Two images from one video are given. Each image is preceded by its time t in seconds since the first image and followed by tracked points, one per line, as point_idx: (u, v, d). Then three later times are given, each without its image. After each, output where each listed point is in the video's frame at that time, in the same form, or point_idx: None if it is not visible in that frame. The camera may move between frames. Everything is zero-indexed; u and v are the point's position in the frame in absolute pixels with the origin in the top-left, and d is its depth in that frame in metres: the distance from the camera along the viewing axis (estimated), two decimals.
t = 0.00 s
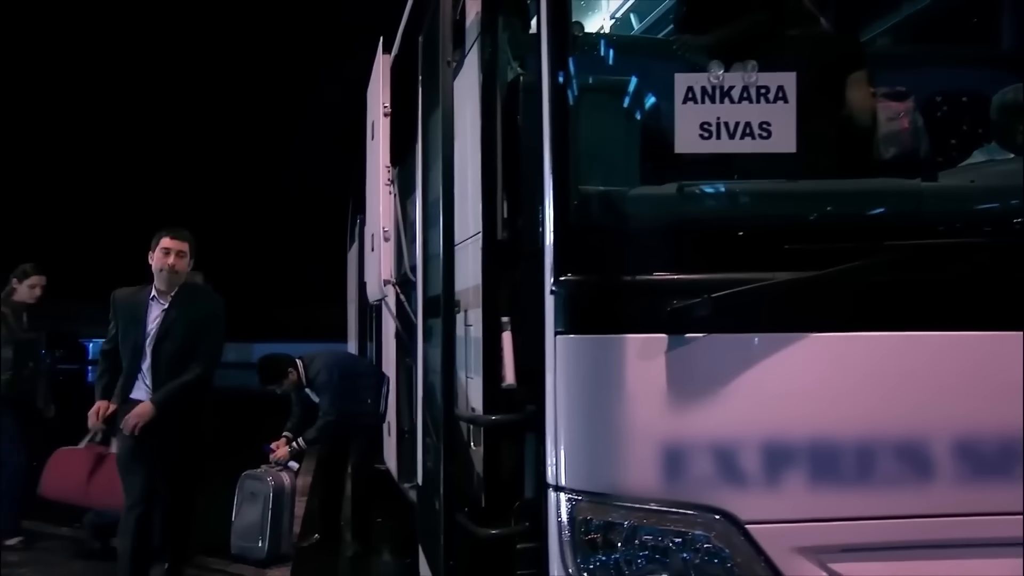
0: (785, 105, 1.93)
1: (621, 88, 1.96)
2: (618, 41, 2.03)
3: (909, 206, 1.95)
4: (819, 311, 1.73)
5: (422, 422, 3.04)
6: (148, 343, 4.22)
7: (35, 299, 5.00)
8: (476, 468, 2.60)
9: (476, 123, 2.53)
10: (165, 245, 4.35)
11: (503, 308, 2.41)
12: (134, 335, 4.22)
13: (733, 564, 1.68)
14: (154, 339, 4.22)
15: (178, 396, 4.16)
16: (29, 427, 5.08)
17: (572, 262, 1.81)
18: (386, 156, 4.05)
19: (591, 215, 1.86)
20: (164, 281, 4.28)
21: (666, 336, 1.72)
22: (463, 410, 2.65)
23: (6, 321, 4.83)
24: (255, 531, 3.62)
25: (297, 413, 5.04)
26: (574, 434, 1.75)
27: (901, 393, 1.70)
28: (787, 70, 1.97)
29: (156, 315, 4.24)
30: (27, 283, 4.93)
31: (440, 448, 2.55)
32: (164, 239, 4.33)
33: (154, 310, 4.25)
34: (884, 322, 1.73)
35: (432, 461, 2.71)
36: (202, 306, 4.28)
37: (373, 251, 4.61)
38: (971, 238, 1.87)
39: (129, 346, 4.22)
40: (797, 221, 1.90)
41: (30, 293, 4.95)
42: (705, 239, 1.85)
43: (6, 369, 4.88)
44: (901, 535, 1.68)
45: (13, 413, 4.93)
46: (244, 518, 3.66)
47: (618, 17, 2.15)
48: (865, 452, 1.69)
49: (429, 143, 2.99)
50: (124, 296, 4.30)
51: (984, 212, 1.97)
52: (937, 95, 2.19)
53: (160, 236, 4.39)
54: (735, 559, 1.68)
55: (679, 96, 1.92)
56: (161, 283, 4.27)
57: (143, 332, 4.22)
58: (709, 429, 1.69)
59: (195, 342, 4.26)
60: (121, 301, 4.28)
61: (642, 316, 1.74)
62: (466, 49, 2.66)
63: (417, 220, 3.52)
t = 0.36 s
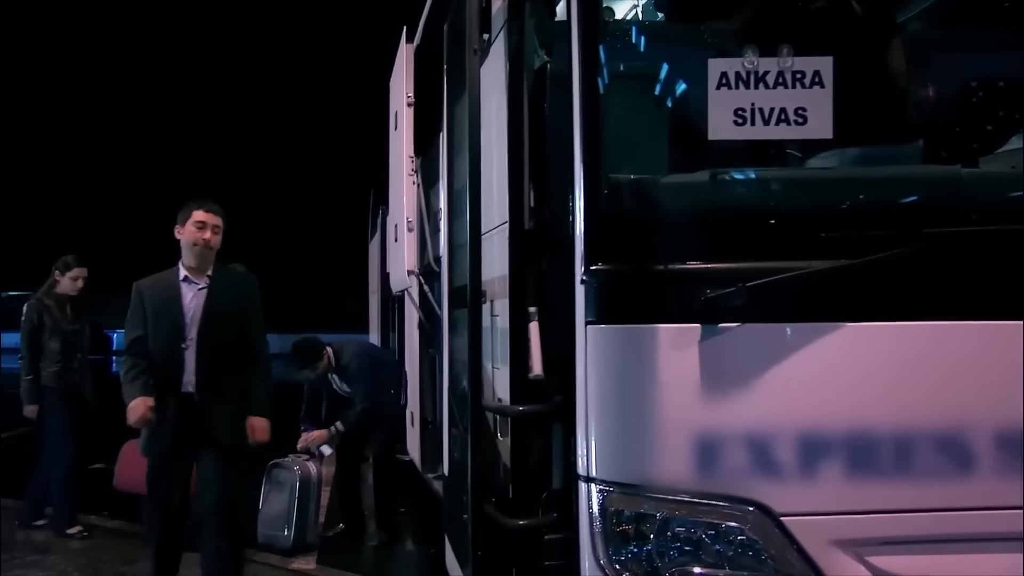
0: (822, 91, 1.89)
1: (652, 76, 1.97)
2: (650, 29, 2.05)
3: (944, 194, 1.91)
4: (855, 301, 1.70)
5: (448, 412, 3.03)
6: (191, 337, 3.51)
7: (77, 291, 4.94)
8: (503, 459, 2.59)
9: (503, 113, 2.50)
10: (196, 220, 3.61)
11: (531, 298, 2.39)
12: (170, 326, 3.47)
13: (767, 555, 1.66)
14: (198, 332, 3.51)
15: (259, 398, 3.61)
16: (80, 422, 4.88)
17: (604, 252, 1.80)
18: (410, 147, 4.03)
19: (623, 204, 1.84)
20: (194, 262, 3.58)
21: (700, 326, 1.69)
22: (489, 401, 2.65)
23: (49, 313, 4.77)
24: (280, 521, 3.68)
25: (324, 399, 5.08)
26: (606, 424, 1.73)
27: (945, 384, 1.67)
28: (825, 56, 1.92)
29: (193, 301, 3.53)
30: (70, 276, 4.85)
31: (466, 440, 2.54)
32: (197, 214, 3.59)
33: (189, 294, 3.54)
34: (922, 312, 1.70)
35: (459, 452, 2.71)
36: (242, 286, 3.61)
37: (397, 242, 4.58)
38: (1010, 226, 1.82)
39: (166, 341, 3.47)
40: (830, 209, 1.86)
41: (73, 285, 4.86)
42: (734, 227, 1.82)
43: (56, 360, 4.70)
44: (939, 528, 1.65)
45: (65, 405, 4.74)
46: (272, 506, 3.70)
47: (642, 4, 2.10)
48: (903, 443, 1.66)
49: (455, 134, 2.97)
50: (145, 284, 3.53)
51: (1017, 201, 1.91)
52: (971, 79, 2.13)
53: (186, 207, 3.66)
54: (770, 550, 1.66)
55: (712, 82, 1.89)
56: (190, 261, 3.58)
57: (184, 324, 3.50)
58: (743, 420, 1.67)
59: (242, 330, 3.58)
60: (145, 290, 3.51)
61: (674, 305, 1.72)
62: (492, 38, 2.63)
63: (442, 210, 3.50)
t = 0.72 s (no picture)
0: (851, 79, 1.86)
1: (676, 66, 1.93)
2: (675, 16, 1.97)
3: (969, 185, 1.89)
4: (884, 294, 1.67)
5: (467, 404, 3.01)
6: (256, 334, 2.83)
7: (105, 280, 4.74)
8: (523, 451, 2.57)
9: (523, 103, 2.47)
10: (274, 208, 2.90)
11: (551, 290, 2.36)
12: (234, 317, 2.81)
13: (794, 549, 1.64)
14: (265, 328, 2.83)
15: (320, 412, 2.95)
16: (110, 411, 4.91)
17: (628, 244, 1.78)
18: (427, 139, 4.01)
19: (646, 194, 1.83)
20: (262, 251, 2.85)
21: (726, 318, 1.67)
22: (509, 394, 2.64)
23: (77, 303, 4.59)
24: (315, 504, 3.71)
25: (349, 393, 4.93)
26: (631, 416, 1.71)
27: (966, 378, 1.64)
28: (853, 43, 1.88)
29: (258, 293, 2.83)
30: (98, 264, 4.67)
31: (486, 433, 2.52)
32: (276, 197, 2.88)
33: (251, 281, 2.83)
34: (953, 303, 1.67)
35: (478, 445, 2.70)
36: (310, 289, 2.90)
37: (413, 234, 4.55)
38: None
39: (227, 332, 2.80)
40: (854, 199, 1.84)
41: (101, 275, 4.68)
42: (759, 217, 1.80)
43: (89, 350, 4.69)
44: (968, 523, 1.62)
45: (100, 394, 4.77)
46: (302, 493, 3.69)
47: None
48: (934, 437, 1.64)
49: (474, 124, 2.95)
50: (204, 261, 2.84)
51: None
52: (999, 68, 2.10)
53: (265, 184, 2.92)
54: (796, 545, 1.64)
55: (740, 70, 1.87)
56: (257, 250, 2.84)
57: (247, 321, 2.82)
58: (770, 413, 1.64)
59: (303, 334, 2.90)
60: (204, 268, 2.82)
61: (700, 298, 1.70)
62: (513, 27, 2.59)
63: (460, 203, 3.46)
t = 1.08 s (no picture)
0: (874, 68, 1.86)
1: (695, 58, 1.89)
2: (694, 6, 1.90)
3: (990, 175, 1.85)
4: (906, 287, 1.65)
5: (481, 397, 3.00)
6: (314, 341, 2.54)
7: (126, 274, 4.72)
8: (537, 446, 2.56)
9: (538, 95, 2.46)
10: (336, 209, 2.56)
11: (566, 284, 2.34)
12: (291, 322, 2.50)
13: (815, 544, 1.63)
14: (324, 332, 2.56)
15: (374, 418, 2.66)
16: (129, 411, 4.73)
17: (646, 237, 1.77)
18: (439, 132, 3.99)
19: (665, 186, 1.81)
20: (316, 250, 2.55)
21: (746, 312, 1.65)
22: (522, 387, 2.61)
23: (98, 297, 4.61)
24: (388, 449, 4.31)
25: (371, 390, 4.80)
26: (650, 411, 1.70)
27: (989, 372, 1.61)
28: (877, 32, 1.90)
29: (316, 296, 2.55)
30: (118, 259, 4.65)
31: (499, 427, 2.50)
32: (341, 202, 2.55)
33: (309, 285, 2.54)
34: (977, 296, 1.64)
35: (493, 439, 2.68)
36: (368, 288, 2.66)
37: (425, 227, 4.53)
38: None
39: (277, 343, 2.49)
40: (874, 192, 1.81)
41: (121, 269, 4.67)
42: (778, 209, 1.78)
43: (107, 345, 4.56)
44: (991, 519, 1.60)
45: (115, 393, 4.60)
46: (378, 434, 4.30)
47: None
48: (958, 432, 1.61)
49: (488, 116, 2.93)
50: (250, 257, 2.52)
51: None
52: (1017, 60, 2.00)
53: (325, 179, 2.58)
54: (816, 540, 1.63)
55: (761, 60, 1.87)
56: (313, 249, 2.55)
57: (305, 324, 2.52)
58: (791, 408, 1.62)
59: (357, 338, 2.63)
60: (254, 264, 2.50)
61: (720, 291, 1.68)
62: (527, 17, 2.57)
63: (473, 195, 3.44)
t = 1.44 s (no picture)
0: (898, 63, 1.83)
1: (714, 54, 1.89)
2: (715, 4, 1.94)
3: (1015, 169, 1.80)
4: (927, 284, 1.62)
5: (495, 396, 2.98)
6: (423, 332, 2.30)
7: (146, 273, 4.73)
8: (552, 444, 2.53)
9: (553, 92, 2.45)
10: (451, 193, 2.26)
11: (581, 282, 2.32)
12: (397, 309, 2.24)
13: (837, 545, 1.61)
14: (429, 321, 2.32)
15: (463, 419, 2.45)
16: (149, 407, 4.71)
17: (665, 234, 1.75)
18: (452, 129, 3.99)
19: (685, 183, 1.79)
20: (422, 233, 2.29)
21: (768, 310, 1.63)
22: (536, 386, 2.59)
23: (118, 295, 4.59)
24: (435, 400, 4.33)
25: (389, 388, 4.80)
26: (669, 410, 1.68)
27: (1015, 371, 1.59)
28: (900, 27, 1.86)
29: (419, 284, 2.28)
30: (138, 258, 4.65)
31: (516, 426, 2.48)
32: (460, 186, 2.21)
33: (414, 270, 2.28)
34: (1002, 294, 1.61)
35: (508, 438, 2.66)
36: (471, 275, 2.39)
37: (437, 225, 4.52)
38: None
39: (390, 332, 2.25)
40: (894, 188, 1.78)
41: (141, 268, 4.67)
42: (798, 206, 1.76)
43: (127, 344, 4.57)
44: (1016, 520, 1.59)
45: (135, 390, 4.62)
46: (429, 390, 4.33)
47: None
48: (982, 431, 1.59)
49: (502, 113, 2.93)
50: (352, 238, 2.27)
51: None
52: None
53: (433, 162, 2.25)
54: (838, 540, 1.61)
55: (782, 55, 1.84)
56: (418, 233, 2.28)
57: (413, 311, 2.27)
58: (813, 408, 1.61)
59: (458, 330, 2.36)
60: (359, 246, 2.25)
61: (741, 289, 1.66)
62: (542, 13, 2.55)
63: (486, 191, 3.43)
